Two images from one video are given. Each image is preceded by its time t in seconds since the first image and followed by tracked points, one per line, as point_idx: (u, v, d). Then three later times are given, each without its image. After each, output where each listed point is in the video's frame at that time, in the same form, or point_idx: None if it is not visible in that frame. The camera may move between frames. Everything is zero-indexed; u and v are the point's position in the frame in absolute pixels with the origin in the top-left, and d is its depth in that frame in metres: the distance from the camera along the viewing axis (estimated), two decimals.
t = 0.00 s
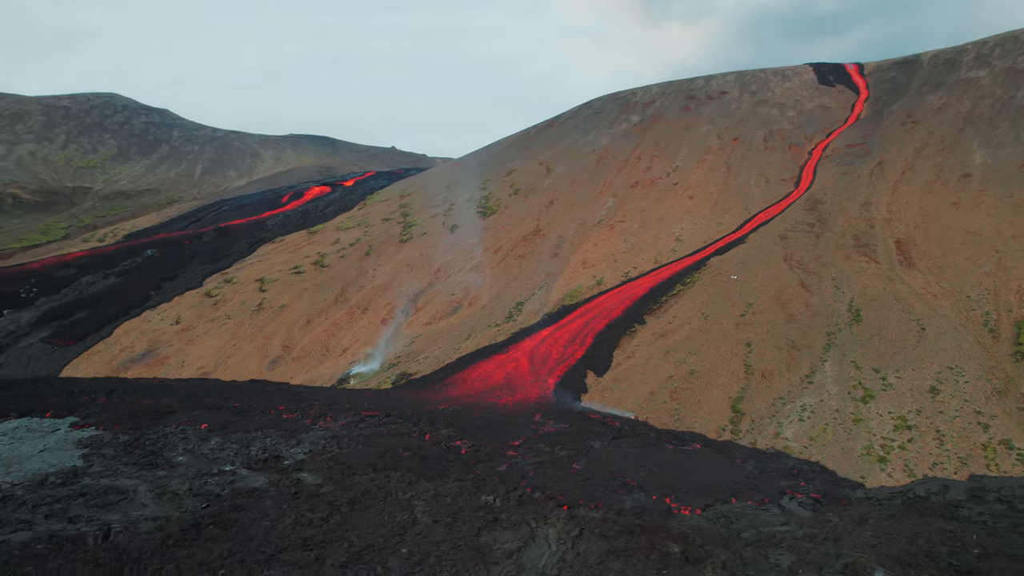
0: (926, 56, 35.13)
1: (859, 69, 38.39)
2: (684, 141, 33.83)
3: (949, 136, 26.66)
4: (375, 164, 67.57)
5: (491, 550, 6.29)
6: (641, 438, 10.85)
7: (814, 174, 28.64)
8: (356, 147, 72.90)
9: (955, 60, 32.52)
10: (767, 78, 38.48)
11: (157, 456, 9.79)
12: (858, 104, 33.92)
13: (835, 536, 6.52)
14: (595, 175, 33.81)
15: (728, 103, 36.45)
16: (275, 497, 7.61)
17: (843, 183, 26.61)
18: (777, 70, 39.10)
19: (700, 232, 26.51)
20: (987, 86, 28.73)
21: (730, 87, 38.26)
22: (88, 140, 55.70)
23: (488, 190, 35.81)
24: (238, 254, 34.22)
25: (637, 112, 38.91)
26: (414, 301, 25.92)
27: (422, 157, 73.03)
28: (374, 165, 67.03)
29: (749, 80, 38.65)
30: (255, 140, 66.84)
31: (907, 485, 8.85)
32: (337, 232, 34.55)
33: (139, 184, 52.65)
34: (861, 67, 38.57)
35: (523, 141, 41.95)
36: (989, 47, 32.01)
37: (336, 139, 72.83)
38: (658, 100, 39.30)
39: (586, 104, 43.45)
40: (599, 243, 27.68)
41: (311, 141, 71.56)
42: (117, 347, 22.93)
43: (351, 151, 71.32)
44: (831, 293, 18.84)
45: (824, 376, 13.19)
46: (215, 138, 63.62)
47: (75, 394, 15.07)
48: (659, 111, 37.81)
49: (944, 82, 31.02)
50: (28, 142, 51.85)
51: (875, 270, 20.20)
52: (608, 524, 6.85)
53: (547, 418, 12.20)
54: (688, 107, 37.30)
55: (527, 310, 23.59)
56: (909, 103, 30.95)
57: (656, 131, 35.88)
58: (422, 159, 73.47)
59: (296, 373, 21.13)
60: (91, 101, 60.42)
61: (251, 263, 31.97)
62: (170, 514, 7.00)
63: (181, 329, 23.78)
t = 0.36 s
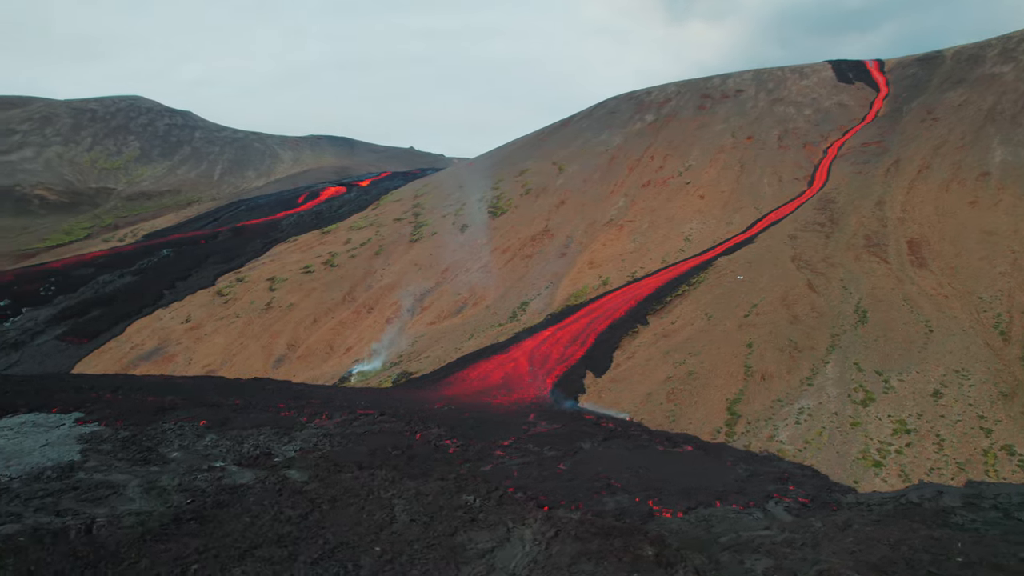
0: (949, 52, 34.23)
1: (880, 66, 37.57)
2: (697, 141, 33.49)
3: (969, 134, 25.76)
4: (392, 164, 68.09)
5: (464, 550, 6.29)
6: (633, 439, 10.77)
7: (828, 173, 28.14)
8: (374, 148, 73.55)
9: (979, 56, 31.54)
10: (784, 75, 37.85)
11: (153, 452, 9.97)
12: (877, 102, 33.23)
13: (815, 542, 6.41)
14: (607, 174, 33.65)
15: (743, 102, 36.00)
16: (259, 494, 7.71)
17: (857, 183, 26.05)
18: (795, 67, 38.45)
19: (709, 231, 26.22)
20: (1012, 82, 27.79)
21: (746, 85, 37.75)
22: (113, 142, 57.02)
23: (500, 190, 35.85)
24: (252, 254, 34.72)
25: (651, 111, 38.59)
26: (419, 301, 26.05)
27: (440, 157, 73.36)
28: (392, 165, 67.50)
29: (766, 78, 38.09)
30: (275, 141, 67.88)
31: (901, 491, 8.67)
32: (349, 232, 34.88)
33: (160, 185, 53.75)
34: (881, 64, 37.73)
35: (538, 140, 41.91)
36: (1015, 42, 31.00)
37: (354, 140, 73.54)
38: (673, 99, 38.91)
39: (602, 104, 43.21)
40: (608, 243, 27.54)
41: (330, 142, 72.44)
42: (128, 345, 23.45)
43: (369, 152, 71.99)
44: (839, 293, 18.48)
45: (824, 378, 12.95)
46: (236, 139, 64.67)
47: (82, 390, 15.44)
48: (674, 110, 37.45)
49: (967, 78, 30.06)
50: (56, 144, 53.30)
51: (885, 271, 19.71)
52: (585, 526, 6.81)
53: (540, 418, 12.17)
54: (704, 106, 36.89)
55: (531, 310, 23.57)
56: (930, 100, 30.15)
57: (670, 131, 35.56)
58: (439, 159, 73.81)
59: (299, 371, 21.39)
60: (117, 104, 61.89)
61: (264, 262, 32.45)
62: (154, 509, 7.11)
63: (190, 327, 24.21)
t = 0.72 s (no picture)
0: (973, 47, 33.22)
1: (901, 62, 36.71)
2: (711, 139, 33.13)
3: (988, 133, 24.52)
4: (410, 164, 68.58)
5: (436, 549, 6.30)
6: (624, 440, 10.69)
7: (842, 172, 27.63)
8: (392, 148, 74.16)
9: (1005, 50, 30.43)
10: (802, 73, 37.23)
11: (148, 447, 10.15)
12: (896, 100, 32.54)
13: (791, 546, 6.31)
14: (619, 173, 33.46)
15: (759, 100, 35.54)
16: (244, 489, 7.82)
17: (871, 182, 25.40)
18: (813, 65, 37.79)
19: (718, 231, 25.92)
20: None
21: (762, 83, 37.25)
22: (136, 144, 58.26)
23: (511, 190, 35.85)
24: (264, 253, 35.20)
25: (665, 109, 38.22)
26: (424, 300, 26.15)
27: (458, 157, 73.66)
28: (409, 165, 67.87)
29: (783, 75, 37.52)
30: (294, 142, 68.82)
31: (891, 496, 8.48)
32: (360, 232, 35.17)
33: (180, 185, 54.76)
34: (903, 60, 36.88)
35: (551, 140, 41.90)
36: None
37: (372, 140, 74.20)
38: (688, 97, 38.51)
39: (616, 103, 43.00)
40: (615, 243, 27.39)
41: (349, 142, 73.24)
42: (138, 342, 23.95)
43: (387, 152, 72.61)
44: (845, 294, 18.13)
45: (823, 380, 12.71)
46: (256, 140, 65.70)
47: (89, 386, 15.82)
48: (688, 109, 37.08)
49: (990, 73, 28.86)
50: (82, 146, 54.63)
51: (894, 271, 19.18)
52: (560, 526, 6.78)
53: (533, 418, 12.15)
54: (718, 104, 36.51)
55: (534, 309, 23.51)
56: (950, 96, 29.29)
57: (683, 130, 35.21)
58: (456, 159, 74.09)
59: (302, 369, 21.61)
60: (140, 106, 63.21)
61: (276, 262, 32.91)
62: (139, 503, 7.25)
63: (199, 326, 24.64)
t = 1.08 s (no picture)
0: (996, 42, 32.26)
1: (921, 58, 35.87)
2: (723, 138, 32.77)
3: (1009, 129, 23.76)
4: (425, 164, 68.95)
5: (408, 548, 6.32)
6: (614, 441, 10.61)
7: (855, 170, 27.01)
8: (409, 148, 74.63)
9: None
10: (818, 70, 36.60)
11: (142, 443, 10.33)
12: (914, 96, 31.83)
13: (766, 550, 6.23)
14: (629, 172, 33.25)
15: (773, 98, 35.07)
16: (228, 485, 7.92)
17: (883, 180, 24.61)
18: (830, 61, 37.12)
19: (726, 230, 25.59)
20: None
21: (778, 81, 36.72)
22: (156, 145, 59.33)
23: (522, 189, 35.81)
24: (276, 252, 35.61)
25: (679, 108, 37.79)
26: (428, 299, 26.25)
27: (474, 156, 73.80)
28: (424, 165, 68.11)
29: (799, 73, 36.93)
30: (312, 142, 69.63)
31: (880, 501, 8.33)
32: (371, 232, 35.39)
33: (198, 185, 55.66)
34: (923, 56, 36.03)
35: (564, 139, 41.81)
36: None
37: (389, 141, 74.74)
38: (702, 95, 38.05)
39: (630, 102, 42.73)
40: (622, 243, 27.22)
41: (366, 143, 73.92)
42: (146, 340, 24.42)
43: (404, 151, 73.10)
44: (850, 294, 17.79)
45: (822, 382, 12.48)
46: (274, 141, 66.53)
47: (95, 383, 16.17)
48: (701, 107, 36.67)
49: (1013, 68, 27.99)
50: (105, 148, 55.79)
51: (901, 271, 18.56)
52: (534, 526, 6.77)
53: (525, 418, 12.13)
54: (732, 102, 36.07)
55: (537, 309, 23.45)
56: (971, 92, 28.43)
57: (695, 129, 34.83)
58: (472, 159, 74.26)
59: (304, 367, 21.83)
60: (163, 108, 64.37)
61: (287, 261, 33.29)
62: (124, 497, 7.38)
63: (207, 324, 25.05)
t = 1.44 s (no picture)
0: (1020, 37, 31.37)
1: (941, 55, 35.10)
2: (735, 137, 32.41)
3: None
4: (440, 163, 69.25)
5: (380, 546, 6.35)
6: (603, 441, 10.56)
7: (868, 169, 26.45)
8: (425, 148, 75.05)
9: None
10: (834, 68, 36.02)
11: (138, 438, 10.52)
12: (931, 94, 31.16)
13: (739, 554, 6.15)
14: (639, 172, 33.04)
15: (787, 96, 34.60)
16: (213, 481, 8.04)
17: (896, 179, 24.02)
18: (847, 59, 36.50)
19: (733, 230, 25.29)
20: None
21: (793, 79, 36.23)
22: (176, 146, 60.40)
23: (532, 189, 35.79)
24: (287, 252, 36.02)
25: (692, 106, 37.40)
26: (433, 299, 26.36)
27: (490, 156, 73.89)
28: (438, 165, 68.32)
29: (815, 70, 36.37)
30: (329, 142, 70.39)
31: (868, 506, 8.19)
32: (381, 231, 35.62)
33: (215, 185, 56.52)
34: (943, 53, 35.24)
35: (575, 138, 41.72)
36: None
37: (406, 141, 75.22)
38: (716, 94, 37.66)
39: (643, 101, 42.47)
40: (628, 242, 27.07)
41: (383, 143, 74.50)
42: (155, 338, 24.88)
43: (420, 152, 73.51)
44: (855, 294, 17.46)
45: (819, 384, 12.27)
46: (291, 142, 67.34)
47: (101, 379, 16.52)
48: (715, 106, 36.29)
49: None
50: (127, 149, 56.96)
51: (909, 271, 18.13)
52: (508, 526, 6.77)
53: (516, 417, 12.13)
54: (746, 101, 35.66)
55: (540, 308, 23.43)
56: (990, 88, 27.63)
57: (707, 127, 34.48)
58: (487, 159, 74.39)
59: (306, 365, 22.06)
60: (184, 109, 65.50)
61: (297, 260, 33.68)
62: (110, 491, 7.52)
63: (215, 322, 25.46)
